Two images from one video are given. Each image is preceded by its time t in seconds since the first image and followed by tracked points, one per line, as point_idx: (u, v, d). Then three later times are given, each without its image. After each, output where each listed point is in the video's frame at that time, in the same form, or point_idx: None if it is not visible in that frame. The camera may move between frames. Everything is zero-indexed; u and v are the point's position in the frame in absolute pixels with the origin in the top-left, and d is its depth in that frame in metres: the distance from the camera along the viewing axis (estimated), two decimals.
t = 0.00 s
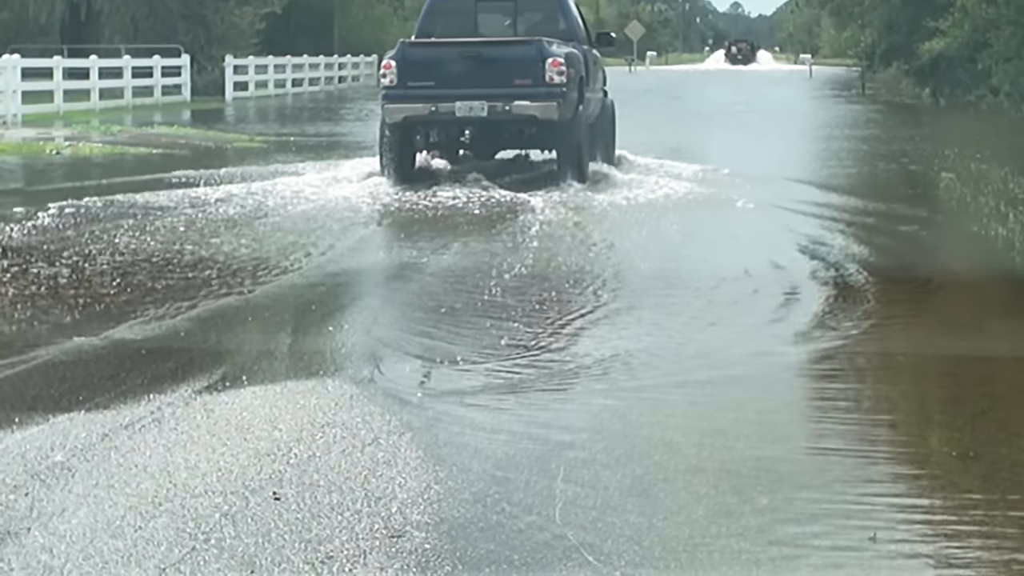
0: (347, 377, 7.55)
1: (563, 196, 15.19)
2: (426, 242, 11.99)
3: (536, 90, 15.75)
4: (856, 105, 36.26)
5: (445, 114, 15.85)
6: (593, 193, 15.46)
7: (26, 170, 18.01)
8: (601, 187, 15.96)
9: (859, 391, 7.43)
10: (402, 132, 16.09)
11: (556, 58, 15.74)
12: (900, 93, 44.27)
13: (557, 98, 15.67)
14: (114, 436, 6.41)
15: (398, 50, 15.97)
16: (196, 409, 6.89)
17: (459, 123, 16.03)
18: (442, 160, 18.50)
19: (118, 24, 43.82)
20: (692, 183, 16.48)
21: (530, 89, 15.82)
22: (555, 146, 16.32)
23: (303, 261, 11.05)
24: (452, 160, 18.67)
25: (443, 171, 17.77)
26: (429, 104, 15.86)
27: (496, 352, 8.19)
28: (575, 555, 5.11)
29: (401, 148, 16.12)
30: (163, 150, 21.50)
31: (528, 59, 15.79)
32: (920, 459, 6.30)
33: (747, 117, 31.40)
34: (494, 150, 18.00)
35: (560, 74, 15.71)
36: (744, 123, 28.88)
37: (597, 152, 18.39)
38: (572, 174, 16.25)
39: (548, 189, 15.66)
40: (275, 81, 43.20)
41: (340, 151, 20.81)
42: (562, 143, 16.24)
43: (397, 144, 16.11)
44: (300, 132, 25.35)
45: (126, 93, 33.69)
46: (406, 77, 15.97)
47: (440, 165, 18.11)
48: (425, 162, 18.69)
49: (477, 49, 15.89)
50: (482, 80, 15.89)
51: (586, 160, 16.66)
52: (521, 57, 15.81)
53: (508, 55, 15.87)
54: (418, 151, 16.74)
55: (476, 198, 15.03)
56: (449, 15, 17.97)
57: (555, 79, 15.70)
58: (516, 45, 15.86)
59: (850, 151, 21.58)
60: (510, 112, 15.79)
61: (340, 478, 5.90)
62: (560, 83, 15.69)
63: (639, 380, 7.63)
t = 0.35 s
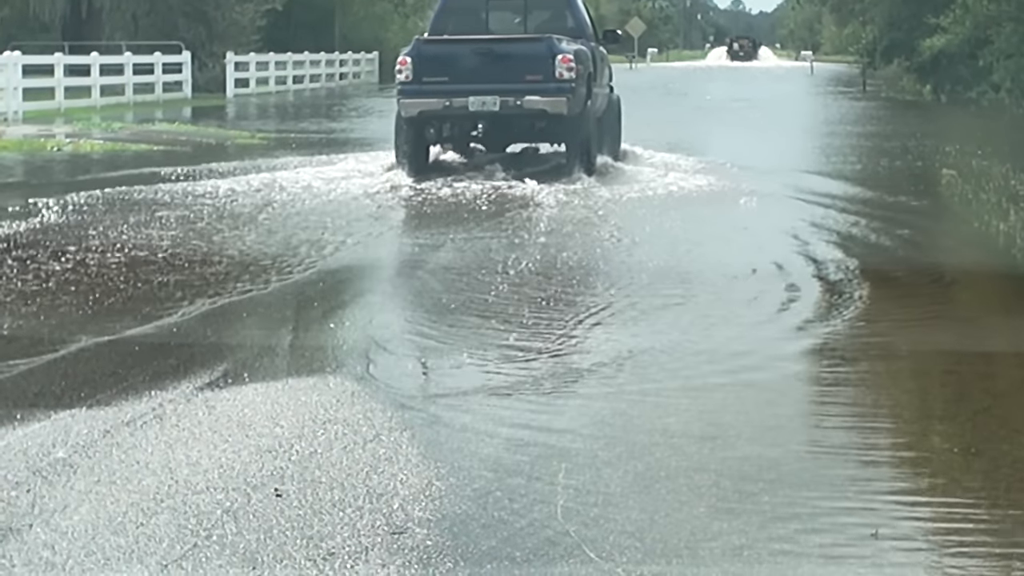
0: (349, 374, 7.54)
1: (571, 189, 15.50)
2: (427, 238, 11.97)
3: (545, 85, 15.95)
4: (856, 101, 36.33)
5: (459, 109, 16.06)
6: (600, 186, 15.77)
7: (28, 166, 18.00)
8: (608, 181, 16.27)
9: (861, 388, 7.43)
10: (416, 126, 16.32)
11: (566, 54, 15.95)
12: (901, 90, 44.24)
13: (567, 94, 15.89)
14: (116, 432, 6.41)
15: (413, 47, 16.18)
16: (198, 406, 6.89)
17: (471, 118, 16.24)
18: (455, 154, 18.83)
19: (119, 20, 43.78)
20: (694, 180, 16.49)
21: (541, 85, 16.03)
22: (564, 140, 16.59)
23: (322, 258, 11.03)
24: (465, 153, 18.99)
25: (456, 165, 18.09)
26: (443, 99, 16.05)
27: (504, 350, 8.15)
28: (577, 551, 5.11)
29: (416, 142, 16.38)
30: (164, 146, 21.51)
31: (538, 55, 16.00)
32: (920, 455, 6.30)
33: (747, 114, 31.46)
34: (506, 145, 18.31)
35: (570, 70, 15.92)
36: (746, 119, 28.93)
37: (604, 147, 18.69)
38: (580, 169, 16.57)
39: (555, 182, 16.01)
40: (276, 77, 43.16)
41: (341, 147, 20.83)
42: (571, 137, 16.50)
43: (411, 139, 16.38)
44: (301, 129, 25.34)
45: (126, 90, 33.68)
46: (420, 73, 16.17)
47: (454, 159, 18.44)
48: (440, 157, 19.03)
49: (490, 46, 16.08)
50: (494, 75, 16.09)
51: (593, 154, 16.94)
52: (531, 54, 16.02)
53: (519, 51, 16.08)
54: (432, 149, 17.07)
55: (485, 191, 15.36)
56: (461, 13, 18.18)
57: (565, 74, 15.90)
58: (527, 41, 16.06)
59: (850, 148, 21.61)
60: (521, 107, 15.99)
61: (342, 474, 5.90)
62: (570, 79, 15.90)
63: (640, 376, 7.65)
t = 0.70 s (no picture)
0: (349, 371, 7.55)
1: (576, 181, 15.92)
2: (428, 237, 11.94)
3: (554, 81, 16.37)
4: (857, 99, 36.37)
5: (470, 104, 16.51)
6: (605, 178, 16.21)
7: (28, 164, 18.00)
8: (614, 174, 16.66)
9: (861, 386, 7.42)
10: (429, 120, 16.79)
11: (574, 51, 16.37)
12: (902, 87, 44.21)
13: (575, 90, 16.29)
14: (114, 431, 6.41)
15: (426, 44, 16.64)
16: (196, 404, 6.89)
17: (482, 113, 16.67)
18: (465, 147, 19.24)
19: (120, 18, 43.78)
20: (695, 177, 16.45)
21: (550, 81, 16.44)
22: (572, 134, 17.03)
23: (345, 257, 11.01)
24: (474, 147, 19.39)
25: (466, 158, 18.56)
26: (455, 95, 16.51)
27: (504, 348, 8.16)
28: (575, 550, 5.10)
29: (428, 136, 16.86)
30: (165, 143, 21.53)
31: (547, 52, 16.43)
32: (920, 453, 6.30)
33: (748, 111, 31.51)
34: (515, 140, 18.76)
35: (578, 66, 16.32)
36: (747, 116, 28.93)
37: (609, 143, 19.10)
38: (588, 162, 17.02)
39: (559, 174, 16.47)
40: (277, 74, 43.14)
41: (342, 144, 20.85)
42: (578, 132, 16.89)
43: (423, 132, 16.93)
44: (303, 126, 25.35)
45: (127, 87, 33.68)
46: (433, 70, 16.64)
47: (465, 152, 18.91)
48: (451, 150, 19.47)
49: (500, 43, 16.51)
50: (504, 72, 16.52)
51: (600, 148, 17.37)
52: (540, 51, 16.45)
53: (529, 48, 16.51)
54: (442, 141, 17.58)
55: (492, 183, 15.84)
56: (471, 12, 18.64)
57: (573, 71, 16.30)
58: (536, 38, 16.49)
59: (851, 145, 21.61)
60: (531, 103, 16.40)
61: (340, 472, 5.90)
62: (577, 75, 16.29)
63: (640, 373, 7.67)
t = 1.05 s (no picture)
0: (349, 372, 7.54)
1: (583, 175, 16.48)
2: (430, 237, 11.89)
3: (562, 80, 16.76)
4: (858, 97, 36.37)
5: (481, 102, 16.99)
6: (608, 176, 16.28)
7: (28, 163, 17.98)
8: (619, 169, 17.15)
9: (862, 385, 7.43)
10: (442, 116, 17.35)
11: (582, 51, 16.66)
12: (903, 86, 44.24)
13: (582, 88, 16.69)
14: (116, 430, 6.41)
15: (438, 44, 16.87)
16: (197, 403, 6.89)
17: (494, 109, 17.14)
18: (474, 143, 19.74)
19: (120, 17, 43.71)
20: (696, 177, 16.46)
21: (558, 79, 16.81)
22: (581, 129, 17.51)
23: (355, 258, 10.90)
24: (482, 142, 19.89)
25: (477, 151, 19.01)
26: (467, 93, 16.99)
27: (509, 348, 8.16)
28: (577, 550, 5.10)
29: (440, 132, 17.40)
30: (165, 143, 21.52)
31: (556, 52, 16.71)
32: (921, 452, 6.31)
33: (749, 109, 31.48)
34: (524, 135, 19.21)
35: (586, 66, 16.64)
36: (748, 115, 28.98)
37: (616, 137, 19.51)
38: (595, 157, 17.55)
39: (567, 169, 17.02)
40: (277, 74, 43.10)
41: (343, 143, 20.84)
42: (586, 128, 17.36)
43: (437, 128, 17.61)
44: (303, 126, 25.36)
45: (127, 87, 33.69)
46: (446, 68, 16.96)
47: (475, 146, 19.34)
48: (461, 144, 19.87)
49: (511, 42, 16.75)
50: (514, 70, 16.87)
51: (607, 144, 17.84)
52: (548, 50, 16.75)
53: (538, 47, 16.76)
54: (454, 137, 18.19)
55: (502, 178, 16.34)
56: (480, 13, 18.90)
57: (580, 70, 16.64)
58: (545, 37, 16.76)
59: (851, 144, 21.64)
60: (539, 100, 16.86)
61: (341, 471, 5.90)
62: (585, 74, 16.63)
63: (642, 372, 7.66)
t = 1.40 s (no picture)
0: (349, 371, 7.53)
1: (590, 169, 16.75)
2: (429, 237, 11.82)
3: (569, 77, 16.97)
4: (859, 96, 36.31)
5: (491, 99, 17.12)
6: (608, 175, 16.23)
7: (30, 162, 17.96)
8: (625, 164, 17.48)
9: (863, 384, 7.42)
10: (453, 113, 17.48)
11: (590, 49, 16.92)
12: (904, 85, 44.21)
13: (589, 85, 16.89)
14: (116, 428, 6.42)
15: (450, 42, 17.15)
16: (198, 402, 6.89)
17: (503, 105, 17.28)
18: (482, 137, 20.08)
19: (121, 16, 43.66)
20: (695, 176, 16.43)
21: (565, 76, 17.03)
22: (587, 125, 17.93)
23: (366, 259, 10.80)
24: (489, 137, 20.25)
25: (486, 147, 19.47)
26: (477, 90, 17.13)
27: (508, 347, 8.14)
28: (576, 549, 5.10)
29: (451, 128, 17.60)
30: (166, 141, 21.50)
31: (564, 50, 17.00)
32: (922, 450, 6.31)
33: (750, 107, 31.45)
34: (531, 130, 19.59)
35: (593, 63, 16.90)
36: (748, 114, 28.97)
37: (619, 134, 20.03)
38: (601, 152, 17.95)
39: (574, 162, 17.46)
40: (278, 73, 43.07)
41: (344, 142, 20.82)
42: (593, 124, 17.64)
43: (448, 124, 17.76)
44: (304, 125, 25.36)
45: (128, 86, 33.66)
46: (457, 66, 17.20)
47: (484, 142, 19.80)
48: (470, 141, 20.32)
49: (520, 40, 17.02)
50: (523, 69, 17.10)
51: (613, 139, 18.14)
52: (557, 47, 16.99)
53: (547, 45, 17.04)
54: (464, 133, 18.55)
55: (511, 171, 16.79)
56: (488, 12, 19.04)
57: (587, 67, 16.88)
58: (553, 36, 17.03)
59: (851, 143, 21.63)
60: (547, 97, 17.03)
61: (341, 470, 5.90)
62: (592, 72, 16.87)
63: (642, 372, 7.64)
